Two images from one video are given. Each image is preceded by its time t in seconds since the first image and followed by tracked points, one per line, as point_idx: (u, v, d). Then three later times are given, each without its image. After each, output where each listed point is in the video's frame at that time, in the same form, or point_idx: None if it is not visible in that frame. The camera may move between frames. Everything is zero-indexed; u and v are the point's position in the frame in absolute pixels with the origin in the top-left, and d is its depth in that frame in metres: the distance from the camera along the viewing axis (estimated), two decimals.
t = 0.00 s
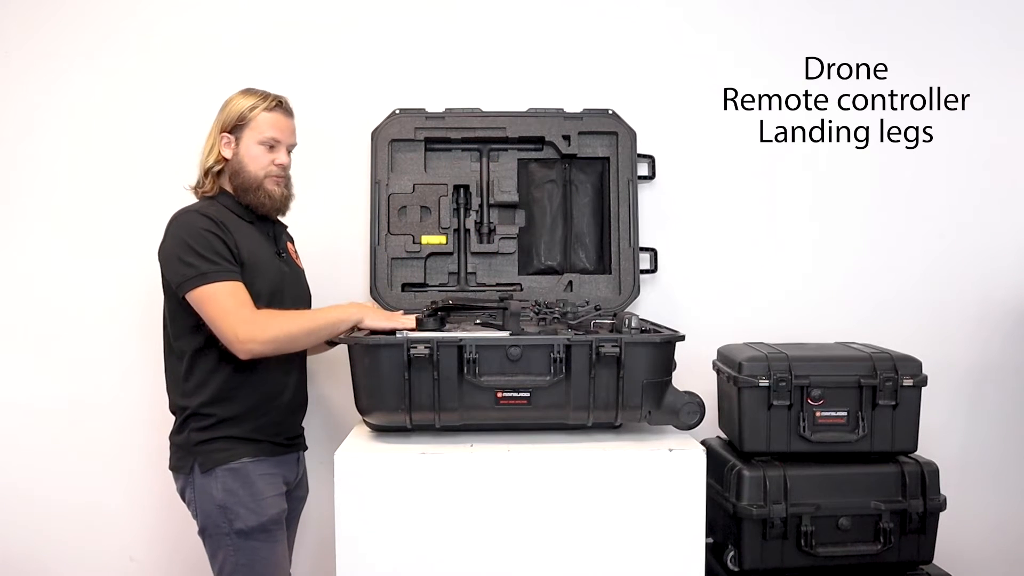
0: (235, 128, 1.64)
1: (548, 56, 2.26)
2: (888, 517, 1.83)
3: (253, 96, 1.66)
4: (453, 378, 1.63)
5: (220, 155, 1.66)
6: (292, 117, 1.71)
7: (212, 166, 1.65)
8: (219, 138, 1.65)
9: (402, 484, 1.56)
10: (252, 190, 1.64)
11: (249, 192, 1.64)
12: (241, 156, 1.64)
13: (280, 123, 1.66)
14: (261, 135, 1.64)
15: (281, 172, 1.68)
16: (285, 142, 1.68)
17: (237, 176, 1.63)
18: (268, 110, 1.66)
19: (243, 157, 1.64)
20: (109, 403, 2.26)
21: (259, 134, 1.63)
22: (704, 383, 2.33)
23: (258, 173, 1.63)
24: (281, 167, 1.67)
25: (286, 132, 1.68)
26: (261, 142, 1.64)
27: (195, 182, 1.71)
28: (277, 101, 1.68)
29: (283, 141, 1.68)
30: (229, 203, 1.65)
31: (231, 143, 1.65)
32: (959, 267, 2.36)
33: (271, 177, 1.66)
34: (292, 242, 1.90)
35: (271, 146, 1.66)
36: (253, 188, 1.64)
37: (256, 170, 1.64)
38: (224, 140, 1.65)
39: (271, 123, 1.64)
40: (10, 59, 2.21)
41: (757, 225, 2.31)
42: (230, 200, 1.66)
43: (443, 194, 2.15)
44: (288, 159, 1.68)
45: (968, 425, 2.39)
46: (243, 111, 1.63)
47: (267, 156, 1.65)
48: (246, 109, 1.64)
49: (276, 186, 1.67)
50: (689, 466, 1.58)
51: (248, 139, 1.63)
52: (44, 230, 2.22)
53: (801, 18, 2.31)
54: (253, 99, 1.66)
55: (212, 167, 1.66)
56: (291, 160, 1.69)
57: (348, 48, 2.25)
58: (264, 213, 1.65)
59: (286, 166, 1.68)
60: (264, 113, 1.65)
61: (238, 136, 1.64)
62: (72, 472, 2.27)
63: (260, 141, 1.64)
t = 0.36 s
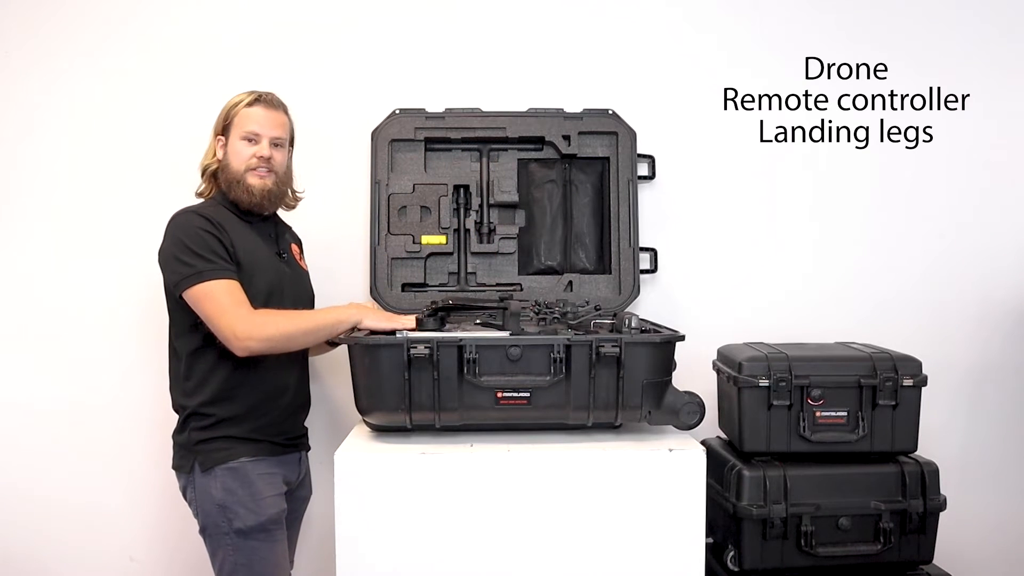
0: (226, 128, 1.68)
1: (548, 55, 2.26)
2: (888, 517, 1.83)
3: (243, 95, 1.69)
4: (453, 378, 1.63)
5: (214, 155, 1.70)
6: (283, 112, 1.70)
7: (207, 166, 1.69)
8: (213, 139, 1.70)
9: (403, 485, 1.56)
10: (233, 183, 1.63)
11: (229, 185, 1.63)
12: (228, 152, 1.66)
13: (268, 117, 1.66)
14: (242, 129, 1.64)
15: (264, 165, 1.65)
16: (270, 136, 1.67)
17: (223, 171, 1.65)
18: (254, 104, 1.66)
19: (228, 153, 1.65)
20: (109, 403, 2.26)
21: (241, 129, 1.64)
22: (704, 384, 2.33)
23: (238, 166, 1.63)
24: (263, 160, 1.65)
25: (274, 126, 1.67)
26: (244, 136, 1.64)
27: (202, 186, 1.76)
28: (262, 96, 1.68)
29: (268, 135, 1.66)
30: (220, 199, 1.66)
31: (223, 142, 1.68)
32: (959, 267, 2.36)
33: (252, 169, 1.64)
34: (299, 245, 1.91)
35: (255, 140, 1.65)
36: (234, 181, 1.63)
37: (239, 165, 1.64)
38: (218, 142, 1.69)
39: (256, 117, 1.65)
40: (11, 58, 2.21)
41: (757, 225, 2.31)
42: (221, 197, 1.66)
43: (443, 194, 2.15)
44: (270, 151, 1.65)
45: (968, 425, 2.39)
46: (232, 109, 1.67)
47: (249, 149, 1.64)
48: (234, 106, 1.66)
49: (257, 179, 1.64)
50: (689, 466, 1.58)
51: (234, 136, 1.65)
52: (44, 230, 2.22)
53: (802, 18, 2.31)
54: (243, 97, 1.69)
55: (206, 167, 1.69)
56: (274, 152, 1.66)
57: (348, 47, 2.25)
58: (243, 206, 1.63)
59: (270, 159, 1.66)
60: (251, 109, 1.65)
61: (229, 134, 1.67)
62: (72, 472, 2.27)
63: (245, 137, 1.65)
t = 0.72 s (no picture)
0: (225, 129, 1.67)
1: (548, 56, 2.26)
2: (888, 517, 1.83)
3: (244, 95, 1.68)
4: (453, 378, 1.63)
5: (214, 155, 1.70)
6: (283, 113, 1.70)
7: (206, 166, 1.69)
8: (213, 139, 1.69)
9: (403, 485, 1.56)
10: (233, 185, 1.63)
11: (229, 187, 1.63)
12: (228, 153, 1.65)
13: (269, 118, 1.66)
14: (242, 131, 1.64)
15: (264, 168, 1.65)
16: (271, 139, 1.67)
17: (222, 172, 1.65)
18: (256, 106, 1.66)
19: (228, 155, 1.65)
20: (108, 403, 2.26)
21: (242, 131, 1.64)
22: (704, 384, 2.33)
23: (239, 168, 1.63)
24: (263, 162, 1.65)
25: (275, 128, 1.67)
26: (244, 138, 1.64)
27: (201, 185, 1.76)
28: (262, 97, 1.67)
29: (267, 137, 1.66)
30: (219, 201, 1.65)
31: (223, 142, 1.68)
32: (959, 267, 2.36)
33: (251, 172, 1.64)
34: (299, 244, 1.91)
35: (255, 142, 1.65)
36: (234, 184, 1.63)
37: (239, 167, 1.64)
38: (217, 142, 1.68)
39: (257, 119, 1.65)
40: (11, 59, 2.21)
41: (757, 225, 2.31)
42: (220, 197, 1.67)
43: (443, 194, 2.15)
44: (270, 154, 1.65)
45: (968, 425, 2.39)
46: (232, 110, 1.66)
47: (249, 151, 1.64)
48: (234, 107, 1.66)
49: (257, 182, 1.64)
50: (689, 466, 1.58)
51: (234, 137, 1.65)
52: (44, 230, 2.22)
53: (802, 18, 2.31)
54: (244, 97, 1.68)
55: (205, 167, 1.69)
56: (275, 155, 1.66)
57: (348, 48, 2.24)
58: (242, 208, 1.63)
59: (270, 162, 1.66)
60: (252, 110, 1.65)
61: (229, 134, 1.67)
62: (72, 473, 2.27)
63: (245, 138, 1.65)
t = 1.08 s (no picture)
0: (226, 129, 1.66)
1: (548, 56, 2.26)
2: (888, 517, 1.83)
3: (244, 95, 1.67)
4: (453, 378, 1.63)
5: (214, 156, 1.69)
6: (284, 115, 1.69)
7: (206, 167, 1.69)
8: (213, 139, 1.68)
9: (402, 485, 1.56)
10: (235, 187, 1.63)
11: (232, 190, 1.63)
12: (229, 155, 1.65)
13: (270, 121, 1.66)
14: (245, 133, 1.64)
15: (267, 170, 1.65)
16: (272, 140, 1.67)
17: (224, 174, 1.64)
18: (258, 108, 1.65)
19: (230, 156, 1.65)
20: (108, 403, 2.26)
21: (244, 132, 1.64)
22: (704, 384, 2.33)
23: (241, 170, 1.63)
24: (267, 165, 1.65)
25: (277, 130, 1.67)
26: (247, 140, 1.64)
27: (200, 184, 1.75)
28: (264, 98, 1.67)
29: (269, 138, 1.66)
30: (219, 202, 1.65)
31: (223, 143, 1.67)
32: (959, 267, 2.36)
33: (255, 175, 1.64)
34: (299, 243, 1.91)
35: (258, 145, 1.65)
36: (237, 186, 1.63)
37: (242, 168, 1.64)
38: (216, 142, 1.68)
39: (260, 121, 1.64)
40: (10, 59, 2.21)
41: (757, 225, 2.31)
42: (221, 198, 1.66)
43: (443, 194, 2.15)
44: (273, 157, 1.65)
45: (968, 425, 2.39)
46: (234, 111, 1.65)
47: (252, 154, 1.64)
48: (236, 108, 1.65)
49: (260, 184, 1.64)
50: (688, 466, 1.58)
51: (236, 138, 1.64)
52: (44, 230, 2.22)
53: (801, 18, 2.31)
54: (245, 98, 1.68)
55: (206, 168, 1.69)
56: (277, 158, 1.66)
57: (348, 48, 2.24)
58: (245, 211, 1.64)
59: (273, 164, 1.66)
60: (254, 112, 1.65)
61: (230, 135, 1.66)
62: (72, 473, 2.27)
63: (247, 140, 1.64)
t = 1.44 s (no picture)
0: (227, 129, 1.65)
1: (548, 55, 2.26)
2: (888, 517, 1.83)
3: (244, 96, 1.67)
4: (452, 378, 1.63)
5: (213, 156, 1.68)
6: (284, 116, 1.70)
7: (206, 167, 1.67)
8: (212, 139, 1.66)
9: (402, 485, 1.56)
10: (243, 189, 1.63)
11: (240, 191, 1.64)
12: (233, 155, 1.64)
13: (272, 122, 1.66)
14: (252, 133, 1.64)
15: (273, 171, 1.67)
16: (277, 141, 1.68)
17: (230, 175, 1.64)
18: (260, 109, 1.66)
19: (235, 156, 1.64)
20: (108, 403, 2.26)
21: (250, 133, 1.64)
22: (704, 384, 2.33)
23: (249, 171, 1.63)
24: (274, 167, 1.67)
25: (279, 130, 1.68)
26: (253, 141, 1.64)
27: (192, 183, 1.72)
28: (268, 99, 1.68)
29: (274, 139, 1.67)
30: (222, 203, 1.65)
31: (224, 143, 1.66)
32: (960, 267, 2.36)
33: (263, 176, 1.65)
34: (296, 242, 1.91)
35: (263, 146, 1.66)
36: (246, 187, 1.64)
37: (248, 169, 1.65)
38: (216, 141, 1.66)
39: (264, 122, 1.65)
40: (10, 58, 2.21)
41: (757, 225, 2.31)
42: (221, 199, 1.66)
43: (443, 193, 2.15)
44: (281, 158, 1.68)
45: (968, 425, 2.39)
46: (235, 111, 1.65)
47: (259, 155, 1.65)
48: (237, 109, 1.65)
49: (269, 185, 1.66)
50: (689, 466, 1.58)
51: (241, 139, 1.64)
52: (44, 230, 2.22)
53: (801, 18, 2.31)
54: (245, 98, 1.67)
55: (205, 168, 1.67)
56: (283, 159, 1.69)
57: (348, 48, 2.25)
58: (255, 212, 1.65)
59: (279, 165, 1.68)
60: (254, 113, 1.65)
61: (231, 135, 1.65)
62: (73, 473, 2.27)
63: (252, 140, 1.65)
